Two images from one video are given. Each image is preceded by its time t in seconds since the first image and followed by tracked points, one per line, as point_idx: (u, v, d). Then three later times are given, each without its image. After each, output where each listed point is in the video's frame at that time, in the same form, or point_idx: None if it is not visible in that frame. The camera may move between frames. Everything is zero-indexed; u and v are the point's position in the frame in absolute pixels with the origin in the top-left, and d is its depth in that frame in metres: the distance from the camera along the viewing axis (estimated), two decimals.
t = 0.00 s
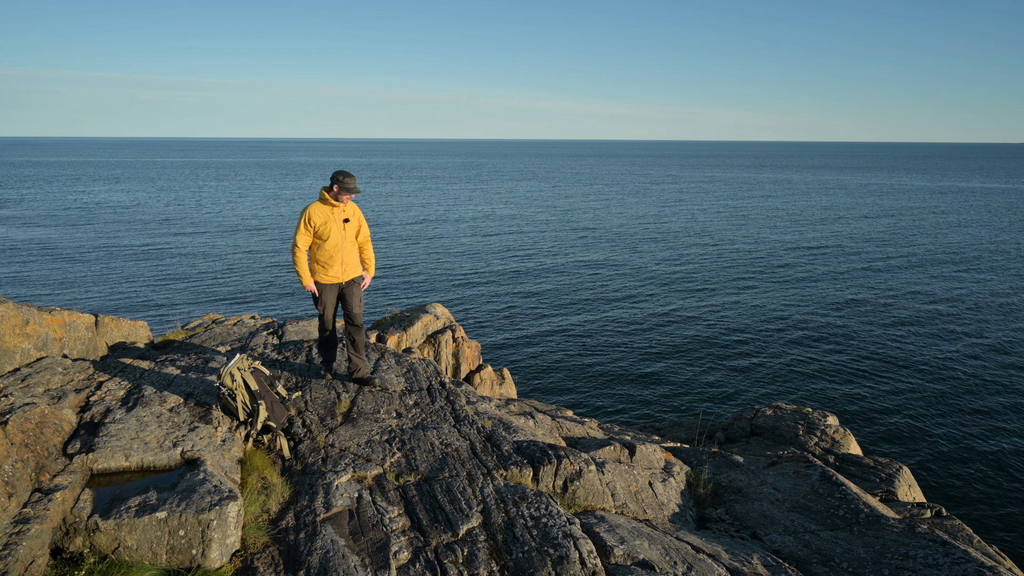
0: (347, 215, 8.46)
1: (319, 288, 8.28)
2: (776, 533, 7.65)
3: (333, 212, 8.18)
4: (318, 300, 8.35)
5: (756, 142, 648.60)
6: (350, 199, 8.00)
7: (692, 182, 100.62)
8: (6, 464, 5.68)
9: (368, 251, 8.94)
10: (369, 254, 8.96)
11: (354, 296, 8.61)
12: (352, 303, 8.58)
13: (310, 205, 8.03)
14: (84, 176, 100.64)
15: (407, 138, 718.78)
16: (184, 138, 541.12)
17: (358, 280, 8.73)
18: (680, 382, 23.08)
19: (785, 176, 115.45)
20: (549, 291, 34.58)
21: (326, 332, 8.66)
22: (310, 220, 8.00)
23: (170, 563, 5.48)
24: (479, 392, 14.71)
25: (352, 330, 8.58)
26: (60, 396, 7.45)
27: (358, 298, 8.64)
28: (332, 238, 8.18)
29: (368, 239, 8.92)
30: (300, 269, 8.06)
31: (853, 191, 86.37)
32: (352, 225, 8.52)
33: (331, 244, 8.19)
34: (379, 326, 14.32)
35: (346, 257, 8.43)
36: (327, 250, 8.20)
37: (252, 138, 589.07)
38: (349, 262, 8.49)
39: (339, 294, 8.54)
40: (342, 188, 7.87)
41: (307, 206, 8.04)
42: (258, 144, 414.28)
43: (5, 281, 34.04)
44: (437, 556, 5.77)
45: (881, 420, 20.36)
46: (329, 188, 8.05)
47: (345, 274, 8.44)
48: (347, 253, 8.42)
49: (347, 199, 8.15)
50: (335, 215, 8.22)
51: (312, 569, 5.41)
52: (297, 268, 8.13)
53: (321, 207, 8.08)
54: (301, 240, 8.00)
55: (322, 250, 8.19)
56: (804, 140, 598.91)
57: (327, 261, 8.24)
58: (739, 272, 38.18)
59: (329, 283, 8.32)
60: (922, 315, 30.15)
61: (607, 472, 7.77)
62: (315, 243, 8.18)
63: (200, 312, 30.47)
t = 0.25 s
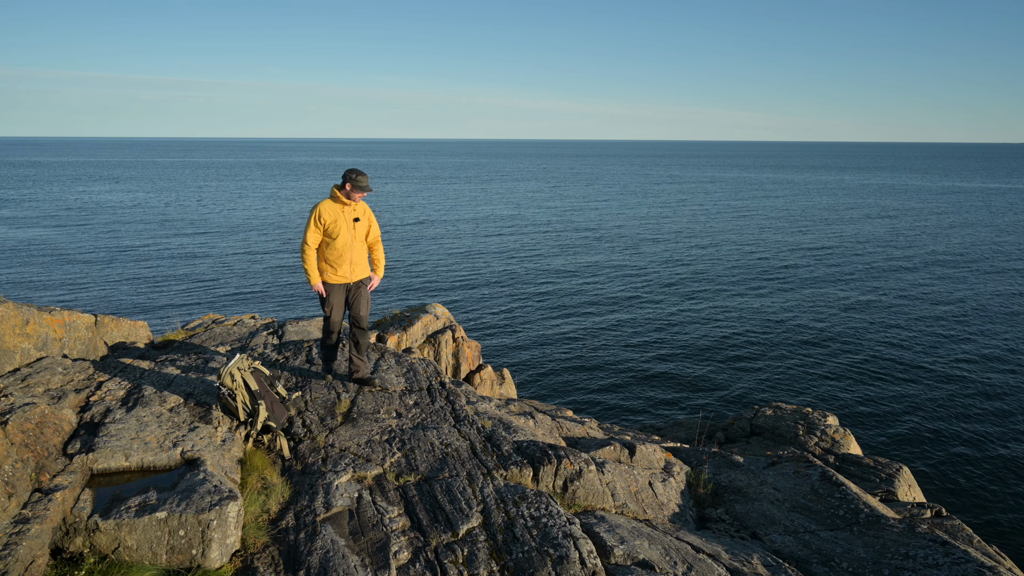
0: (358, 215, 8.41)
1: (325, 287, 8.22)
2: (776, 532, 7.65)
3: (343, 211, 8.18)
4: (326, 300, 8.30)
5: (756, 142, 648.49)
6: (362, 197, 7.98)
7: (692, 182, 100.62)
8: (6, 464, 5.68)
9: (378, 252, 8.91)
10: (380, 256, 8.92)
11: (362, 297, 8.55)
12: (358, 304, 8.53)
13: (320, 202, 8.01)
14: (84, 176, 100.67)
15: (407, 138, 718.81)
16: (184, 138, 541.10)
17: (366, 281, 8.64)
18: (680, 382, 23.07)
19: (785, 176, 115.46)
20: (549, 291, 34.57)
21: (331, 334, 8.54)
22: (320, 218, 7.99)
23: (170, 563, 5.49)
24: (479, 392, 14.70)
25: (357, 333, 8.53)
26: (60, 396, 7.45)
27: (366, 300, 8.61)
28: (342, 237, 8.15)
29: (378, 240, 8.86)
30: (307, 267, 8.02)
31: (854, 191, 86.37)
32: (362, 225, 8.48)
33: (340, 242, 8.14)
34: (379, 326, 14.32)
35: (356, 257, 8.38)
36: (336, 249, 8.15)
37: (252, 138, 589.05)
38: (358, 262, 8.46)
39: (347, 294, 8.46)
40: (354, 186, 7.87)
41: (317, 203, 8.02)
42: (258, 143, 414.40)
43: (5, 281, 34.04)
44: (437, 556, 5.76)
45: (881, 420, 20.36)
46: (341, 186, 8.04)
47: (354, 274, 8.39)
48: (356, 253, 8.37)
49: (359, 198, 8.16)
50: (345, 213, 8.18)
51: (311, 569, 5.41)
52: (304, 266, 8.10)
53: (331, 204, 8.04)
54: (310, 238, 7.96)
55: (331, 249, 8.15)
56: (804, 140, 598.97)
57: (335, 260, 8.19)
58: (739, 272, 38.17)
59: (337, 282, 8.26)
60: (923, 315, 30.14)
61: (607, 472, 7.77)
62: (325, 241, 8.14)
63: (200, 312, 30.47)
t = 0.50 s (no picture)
0: (365, 215, 8.35)
1: (331, 287, 8.16)
2: (776, 533, 7.65)
3: (350, 211, 8.10)
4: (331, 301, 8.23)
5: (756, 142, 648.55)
6: (370, 197, 7.95)
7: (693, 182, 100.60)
8: (6, 464, 5.68)
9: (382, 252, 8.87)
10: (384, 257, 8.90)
11: (365, 298, 8.57)
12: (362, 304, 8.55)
13: (327, 202, 7.90)
14: (85, 176, 100.72)
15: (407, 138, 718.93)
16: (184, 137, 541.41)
17: (370, 281, 8.66)
18: (680, 382, 23.08)
19: (786, 176, 115.45)
20: (549, 291, 34.57)
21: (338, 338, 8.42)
22: (328, 218, 7.89)
23: (170, 563, 5.49)
24: (479, 392, 14.70)
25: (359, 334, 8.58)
26: (60, 396, 7.45)
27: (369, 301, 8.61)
28: (349, 237, 8.09)
29: (383, 240, 8.83)
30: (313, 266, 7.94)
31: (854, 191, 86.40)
32: (368, 225, 8.42)
33: (347, 243, 8.08)
34: (379, 326, 14.33)
35: (361, 257, 8.35)
36: (343, 250, 8.09)
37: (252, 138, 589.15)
38: (363, 263, 8.41)
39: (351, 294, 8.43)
40: (363, 187, 7.82)
41: (324, 203, 7.89)
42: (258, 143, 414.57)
43: (5, 281, 34.06)
44: (437, 556, 5.77)
45: (881, 420, 20.37)
46: (348, 186, 7.95)
47: (360, 275, 8.37)
48: (362, 254, 8.33)
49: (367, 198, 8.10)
50: (352, 213, 8.11)
51: (312, 569, 5.41)
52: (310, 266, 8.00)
53: (338, 204, 7.95)
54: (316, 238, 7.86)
55: (338, 249, 8.08)
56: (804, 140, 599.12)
57: (341, 260, 8.13)
58: (739, 272, 38.18)
59: (343, 282, 8.20)
60: (923, 315, 30.15)
61: (607, 472, 7.77)
62: (331, 241, 8.05)
63: (200, 311, 30.48)
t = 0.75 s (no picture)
0: (369, 216, 8.37)
1: (335, 289, 8.12)
2: (776, 533, 7.65)
3: (354, 212, 8.11)
4: (335, 303, 8.18)
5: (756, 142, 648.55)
6: (375, 198, 8.01)
7: (693, 182, 100.56)
8: (7, 464, 5.68)
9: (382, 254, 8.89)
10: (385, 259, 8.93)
11: (367, 299, 8.59)
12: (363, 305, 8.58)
13: (331, 202, 7.87)
14: (85, 176, 100.77)
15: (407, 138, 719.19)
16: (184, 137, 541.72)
17: (372, 283, 8.67)
18: (681, 382, 23.07)
19: (786, 176, 115.47)
20: (550, 291, 34.60)
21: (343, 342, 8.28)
22: (332, 219, 7.86)
23: (170, 563, 5.49)
24: (479, 392, 14.70)
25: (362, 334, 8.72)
26: (60, 396, 7.45)
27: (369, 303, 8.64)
28: (355, 239, 8.08)
29: (384, 242, 8.87)
30: (317, 268, 7.88)
31: (854, 191, 86.40)
32: (371, 226, 8.45)
33: (352, 244, 8.07)
34: (379, 326, 14.32)
35: (365, 259, 8.35)
36: (348, 251, 8.07)
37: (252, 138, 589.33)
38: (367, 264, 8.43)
39: (353, 295, 8.42)
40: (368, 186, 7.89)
41: (328, 204, 7.86)
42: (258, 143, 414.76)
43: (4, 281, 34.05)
44: (437, 556, 5.77)
45: (881, 420, 20.37)
46: (352, 186, 7.97)
47: (363, 276, 8.36)
48: (366, 255, 8.34)
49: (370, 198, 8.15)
50: (356, 214, 8.12)
51: (312, 568, 5.41)
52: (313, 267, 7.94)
53: (342, 204, 7.95)
54: (321, 238, 7.82)
55: (343, 250, 8.05)
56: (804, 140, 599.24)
57: (346, 261, 8.10)
58: (740, 272, 38.18)
59: (347, 284, 8.18)
60: (923, 315, 30.16)
61: (607, 472, 7.77)
62: (336, 242, 8.02)
63: (200, 312, 30.46)
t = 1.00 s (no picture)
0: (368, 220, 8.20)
1: (341, 296, 7.83)
2: (776, 533, 7.65)
3: (356, 216, 7.91)
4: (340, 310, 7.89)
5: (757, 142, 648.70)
6: (375, 200, 7.92)
7: (693, 182, 100.66)
8: (6, 464, 5.68)
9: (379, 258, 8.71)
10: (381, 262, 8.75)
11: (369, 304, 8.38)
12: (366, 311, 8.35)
13: (332, 206, 7.63)
14: (85, 176, 100.80)
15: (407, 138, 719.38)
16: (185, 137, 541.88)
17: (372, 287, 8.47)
18: (680, 382, 23.08)
19: (786, 176, 115.53)
20: (550, 291, 34.60)
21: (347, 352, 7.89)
22: (337, 224, 7.63)
23: (170, 563, 5.49)
24: (479, 392, 14.70)
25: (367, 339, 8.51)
26: (60, 396, 7.45)
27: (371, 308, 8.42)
28: (359, 243, 7.88)
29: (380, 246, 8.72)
30: (322, 275, 7.61)
31: (854, 191, 86.48)
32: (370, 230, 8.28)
33: (356, 248, 7.85)
34: (379, 327, 14.32)
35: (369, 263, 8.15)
36: (353, 256, 7.85)
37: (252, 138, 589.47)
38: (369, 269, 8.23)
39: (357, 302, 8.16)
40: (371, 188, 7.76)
41: (329, 208, 7.61)
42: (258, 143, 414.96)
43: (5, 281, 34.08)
44: (437, 556, 5.77)
45: (881, 420, 20.38)
46: (351, 189, 7.77)
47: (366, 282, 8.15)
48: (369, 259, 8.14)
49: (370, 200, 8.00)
50: (357, 217, 7.92)
51: (312, 568, 5.41)
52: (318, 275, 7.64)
53: (344, 208, 7.72)
54: (324, 244, 7.55)
55: (347, 256, 7.82)
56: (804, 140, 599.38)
57: (350, 267, 7.87)
58: (739, 272, 38.22)
59: (353, 290, 7.94)
60: (923, 315, 30.16)
61: (607, 472, 7.77)
62: (339, 247, 7.77)
63: (201, 312, 30.48)
